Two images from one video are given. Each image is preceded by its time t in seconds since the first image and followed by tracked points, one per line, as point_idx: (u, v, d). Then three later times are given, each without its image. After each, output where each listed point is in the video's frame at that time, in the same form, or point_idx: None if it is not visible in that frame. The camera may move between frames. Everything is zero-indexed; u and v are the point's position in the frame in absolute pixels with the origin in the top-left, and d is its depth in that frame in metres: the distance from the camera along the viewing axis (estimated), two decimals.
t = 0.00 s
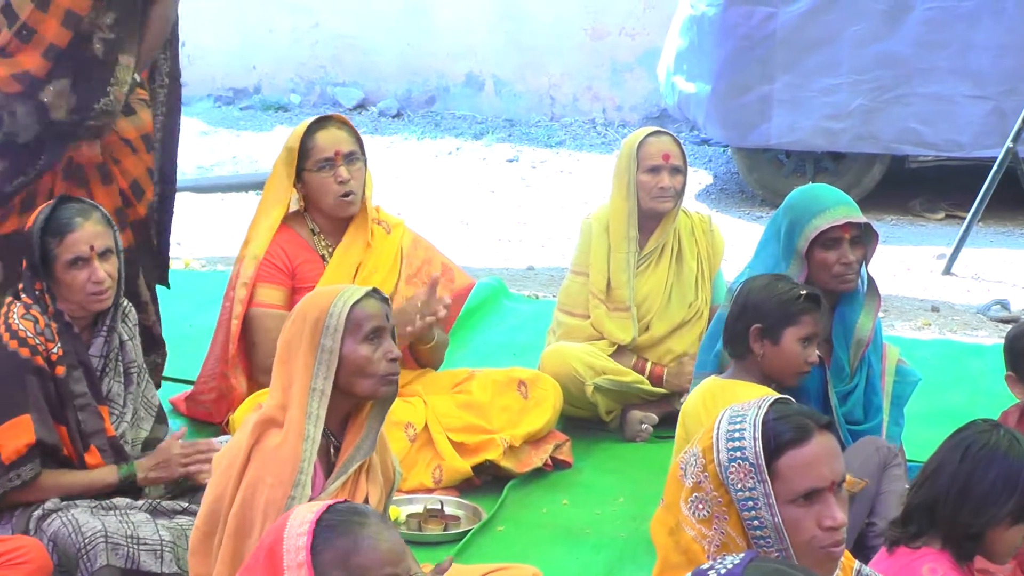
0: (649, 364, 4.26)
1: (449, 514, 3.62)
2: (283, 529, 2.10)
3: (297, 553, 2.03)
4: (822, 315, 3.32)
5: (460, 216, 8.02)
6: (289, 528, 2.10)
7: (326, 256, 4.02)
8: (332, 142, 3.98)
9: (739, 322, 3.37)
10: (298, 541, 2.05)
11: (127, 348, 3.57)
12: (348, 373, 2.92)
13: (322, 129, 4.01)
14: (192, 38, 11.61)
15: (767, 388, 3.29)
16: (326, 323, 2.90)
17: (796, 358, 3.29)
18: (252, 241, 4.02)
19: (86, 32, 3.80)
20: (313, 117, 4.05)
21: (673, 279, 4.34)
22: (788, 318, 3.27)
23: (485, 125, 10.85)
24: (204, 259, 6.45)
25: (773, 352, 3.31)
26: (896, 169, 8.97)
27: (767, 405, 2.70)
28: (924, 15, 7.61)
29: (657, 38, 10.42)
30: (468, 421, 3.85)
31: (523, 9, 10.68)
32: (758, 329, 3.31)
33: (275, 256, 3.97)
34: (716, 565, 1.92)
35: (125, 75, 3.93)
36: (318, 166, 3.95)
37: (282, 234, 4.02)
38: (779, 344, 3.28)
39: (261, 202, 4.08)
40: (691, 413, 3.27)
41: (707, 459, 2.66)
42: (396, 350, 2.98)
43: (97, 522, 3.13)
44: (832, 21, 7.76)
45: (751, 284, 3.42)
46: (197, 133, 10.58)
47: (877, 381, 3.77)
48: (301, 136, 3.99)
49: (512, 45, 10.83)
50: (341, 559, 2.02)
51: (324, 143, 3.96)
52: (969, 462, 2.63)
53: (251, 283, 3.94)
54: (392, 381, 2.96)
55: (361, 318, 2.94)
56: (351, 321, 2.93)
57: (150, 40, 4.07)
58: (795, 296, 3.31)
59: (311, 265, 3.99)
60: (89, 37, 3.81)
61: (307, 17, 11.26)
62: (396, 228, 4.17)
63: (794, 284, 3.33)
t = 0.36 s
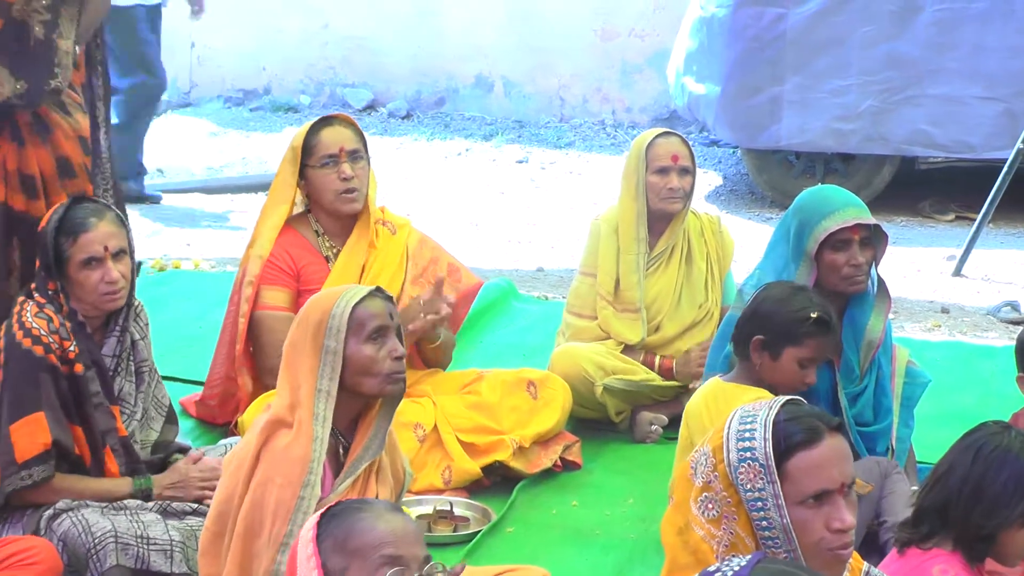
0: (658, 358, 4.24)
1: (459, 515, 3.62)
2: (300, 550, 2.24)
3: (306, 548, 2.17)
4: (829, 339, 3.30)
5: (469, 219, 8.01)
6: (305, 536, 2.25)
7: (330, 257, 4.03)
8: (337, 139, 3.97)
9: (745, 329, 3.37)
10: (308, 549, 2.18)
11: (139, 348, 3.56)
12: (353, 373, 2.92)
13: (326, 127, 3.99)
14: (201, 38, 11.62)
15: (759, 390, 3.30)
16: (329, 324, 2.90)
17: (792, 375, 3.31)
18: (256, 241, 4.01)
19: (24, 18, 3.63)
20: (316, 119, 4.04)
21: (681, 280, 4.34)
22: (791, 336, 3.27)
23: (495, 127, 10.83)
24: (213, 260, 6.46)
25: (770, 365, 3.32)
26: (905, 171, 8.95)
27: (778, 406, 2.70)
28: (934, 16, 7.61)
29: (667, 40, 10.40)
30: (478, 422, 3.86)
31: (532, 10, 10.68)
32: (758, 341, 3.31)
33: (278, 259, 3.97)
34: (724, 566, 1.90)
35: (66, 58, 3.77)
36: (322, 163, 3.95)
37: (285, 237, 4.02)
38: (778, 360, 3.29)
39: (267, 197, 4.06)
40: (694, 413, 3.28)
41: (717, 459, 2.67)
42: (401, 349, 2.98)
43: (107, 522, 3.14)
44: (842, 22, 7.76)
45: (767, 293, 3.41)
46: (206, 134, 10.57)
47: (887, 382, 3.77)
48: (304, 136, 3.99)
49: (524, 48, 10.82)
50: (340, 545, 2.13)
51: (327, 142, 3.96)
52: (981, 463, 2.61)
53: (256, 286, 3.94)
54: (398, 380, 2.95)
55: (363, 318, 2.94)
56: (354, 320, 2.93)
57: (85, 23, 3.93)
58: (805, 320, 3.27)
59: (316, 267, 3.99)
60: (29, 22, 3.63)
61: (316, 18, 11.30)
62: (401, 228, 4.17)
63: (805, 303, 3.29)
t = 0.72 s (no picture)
0: (667, 355, 4.26)
1: (467, 516, 3.62)
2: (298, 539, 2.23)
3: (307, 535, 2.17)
4: (840, 344, 3.30)
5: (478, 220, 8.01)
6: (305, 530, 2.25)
7: (342, 256, 4.02)
8: (363, 134, 3.99)
9: (757, 330, 3.38)
10: (310, 536, 2.18)
11: (147, 348, 3.55)
12: (352, 373, 2.94)
13: (351, 124, 4.02)
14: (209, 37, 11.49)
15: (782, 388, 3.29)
16: (322, 328, 2.92)
17: (803, 377, 3.32)
18: (271, 235, 4.02)
19: None
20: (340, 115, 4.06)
21: (690, 281, 4.34)
22: (803, 339, 3.27)
23: (504, 128, 10.80)
24: (222, 260, 6.46)
25: (781, 366, 3.33)
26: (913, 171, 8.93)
27: (785, 405, 2.70)
28: (944, 18, 7.60)
29: (676, 41, 10.37)
30: (487, 424, 3.87)
31: (541, 10, 10.66)
32: (772, 341, 3.32)
33: (291, 254, 3.96)
34: (732, 568, 1.90)
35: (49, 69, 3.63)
36: (346, 155, 3.96)
37: (297, 234, 4.01)
38: (790, 361, 3.30)
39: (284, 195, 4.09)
40: (706, 412, 3.29)
41: (725, 459, 2.67)
42: (396, 345, 2.98)
43: (116, 524, 3.14)
44: (851, 23, 7.75)
45: (782, 292, 3.42)
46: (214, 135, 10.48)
47: (895, 382, 3.77)
48: (327, 131, 4.00)
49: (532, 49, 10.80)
50: (342, 531, 2.14)
51: (354, 136, 3.98)
52: (992, 464, 2.59)
53: (268, 278, 3.93)
54: (396, 376, 2.96)
55: (355, 317, 2.95)
56: (345, 321, 2.94)
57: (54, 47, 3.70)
58: (818, 322, 3.27)
59: (329, 266, 3.99)
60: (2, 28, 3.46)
61: (325, 20, 11.30)
62: (412, 230, 4.17)
63: (820, 305, 3.29)
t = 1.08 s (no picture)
0: (667, 364, 4.27)
1: (466, 516, 3.63)
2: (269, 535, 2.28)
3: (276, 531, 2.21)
4: (833, 349, 3.29)
5: (476, 219, 8.01)
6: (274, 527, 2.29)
7: (341, 259, 4.02)
8: (348, 140, 4.00)
9: (750, 332, 3.39)
10: (278, 532, 2.22)
11: (146, 350, 3.54)
12: (342, 373, 2.95)
13: (337, 128, 4.02)
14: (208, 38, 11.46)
15: (770, 392, 3.31)
16: (308, 330, 2.93)
17: (792, 381, 3.32)
18: (266, 239, 4.02)
19: None
20: (325, 120, 4.07)
21: (690, 281, 4.34)
22: (796, 344, 3.27)
23: (503, 127, 10.79)
24: (220, 260, 6.46)
25: (774, 369, 3.33)
26: (912, 172, 8.93)
27: (783, 404, 2.70)
28: (943, 18, 7.62)
29: (674, 41, 10.38)
30: (484, 423, 3.87)
31: (540, 10, 10.67)
32: (763, 344, 3.33)
33: (288, 261, 3.96)
34: (736, 566, 1.90)
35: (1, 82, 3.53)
36: (333, 162, 3.96)
37: (293, 239, 4.01)
38: (782, 366, 3.30)
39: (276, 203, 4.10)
40: (700, 414, 3.29)
41: (724, 458, 2.66)
42: (385, 342, 2.97)
43: (114, 523, 3.13)
44: (850, 23, 7.77)
45: (778, 296, 3.44)
46: (213, 136, 10.45)
47: (894, 382, 3.77)
48: (314, 138, 4.02)
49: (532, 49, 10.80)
50: (311, 526, 2.18)
51: (338, 142, 3.98)
52: (990, 464, 2.59)
53: (264, 287, 3.94)
54: (387, 373, 2.97)
55: (340, 316, 2.95)
56: (329, 321, 2.94)
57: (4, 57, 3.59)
58: (810, 327, 3.27)
59: (327, 268, 3.98)
60: None
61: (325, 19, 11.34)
62: (410, 228, 4.17)
63: (814, 310, 3.29)
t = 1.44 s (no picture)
0: (667, 363, 4.27)
1: (467, 517, 3.63)
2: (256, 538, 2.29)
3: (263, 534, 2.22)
4: (833, 353, 3.28)
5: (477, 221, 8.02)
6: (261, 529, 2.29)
7: (339, 262, 4.02)
8: (353, 140, 4.00)
9: (750, 335, 3.39)
10: (265, 533, 2.24)
11: (147, 354, 3.54)
12: (344, 376, 2.95)
13: (342, 129, 4.02)
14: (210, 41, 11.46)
15: (778, 393, 3.28)
16: (311, 331, 2.93)
17: (789, 382, 3.32)
18: (266, 241, 4.01)
19: None
20: (328, 120, 4.05)
21: (690, 283, 4.35)
22: (794, 347, 3.27)
23: (503, 129, 10.80)
24: (221, 262, 6.46)
25: (773, 372, 3.33)
26: (912, 174, 8.93)
27: (785, 406, 2.69)
28: (943, 19, 7.62)
29: (676, 42, 10.37)
30: (486, 423, 3.87)
31: (541, 11, 10.67)
32: (763, 346, 3.33)
33: (287, 261, 3.96)
34: (735, 569, 1.90)
35: None
36: (336, 163, 3.96)
37: (292, 241, 4.01)
38: (780, 369, 3.30)
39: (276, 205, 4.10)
40: (702, 416, 3.28)
41: (726, 461, 2.66)
42: (388, 344, 2.98)
43: (116, 526, 3.13)
44: (851, 24, 7.76)
45: (778, 299, 3.43)
46: (214, 137, 10.45)
47: (894, 384, 3.77)
48: (315, 138, 4.01)
49: (532, 51, 10.81)
50: (297, 527, 2.19)
51: (343, 142, 3.98)
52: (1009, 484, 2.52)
53: (264, 287, 3.94)
54: (391, 375, 2.98)
55: (344, 318, 2.96)
56: (333, 323, 2.95)
57: None
58: (809, 331, 3.26)
59: (325, 270, 3.98)
60: None
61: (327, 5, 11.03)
62: (410, 234, 4.15)
63: (814, 312, 3.29)
